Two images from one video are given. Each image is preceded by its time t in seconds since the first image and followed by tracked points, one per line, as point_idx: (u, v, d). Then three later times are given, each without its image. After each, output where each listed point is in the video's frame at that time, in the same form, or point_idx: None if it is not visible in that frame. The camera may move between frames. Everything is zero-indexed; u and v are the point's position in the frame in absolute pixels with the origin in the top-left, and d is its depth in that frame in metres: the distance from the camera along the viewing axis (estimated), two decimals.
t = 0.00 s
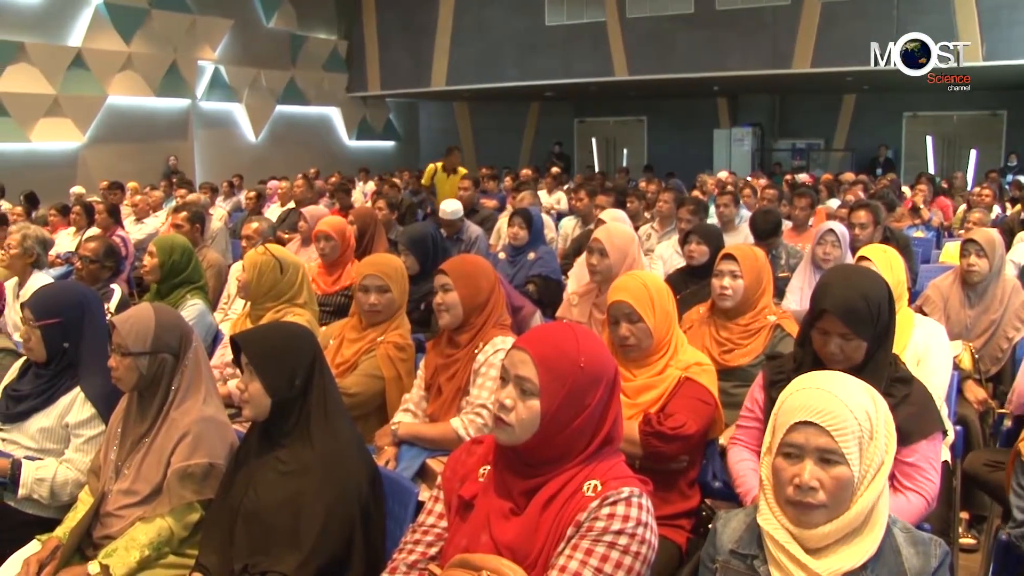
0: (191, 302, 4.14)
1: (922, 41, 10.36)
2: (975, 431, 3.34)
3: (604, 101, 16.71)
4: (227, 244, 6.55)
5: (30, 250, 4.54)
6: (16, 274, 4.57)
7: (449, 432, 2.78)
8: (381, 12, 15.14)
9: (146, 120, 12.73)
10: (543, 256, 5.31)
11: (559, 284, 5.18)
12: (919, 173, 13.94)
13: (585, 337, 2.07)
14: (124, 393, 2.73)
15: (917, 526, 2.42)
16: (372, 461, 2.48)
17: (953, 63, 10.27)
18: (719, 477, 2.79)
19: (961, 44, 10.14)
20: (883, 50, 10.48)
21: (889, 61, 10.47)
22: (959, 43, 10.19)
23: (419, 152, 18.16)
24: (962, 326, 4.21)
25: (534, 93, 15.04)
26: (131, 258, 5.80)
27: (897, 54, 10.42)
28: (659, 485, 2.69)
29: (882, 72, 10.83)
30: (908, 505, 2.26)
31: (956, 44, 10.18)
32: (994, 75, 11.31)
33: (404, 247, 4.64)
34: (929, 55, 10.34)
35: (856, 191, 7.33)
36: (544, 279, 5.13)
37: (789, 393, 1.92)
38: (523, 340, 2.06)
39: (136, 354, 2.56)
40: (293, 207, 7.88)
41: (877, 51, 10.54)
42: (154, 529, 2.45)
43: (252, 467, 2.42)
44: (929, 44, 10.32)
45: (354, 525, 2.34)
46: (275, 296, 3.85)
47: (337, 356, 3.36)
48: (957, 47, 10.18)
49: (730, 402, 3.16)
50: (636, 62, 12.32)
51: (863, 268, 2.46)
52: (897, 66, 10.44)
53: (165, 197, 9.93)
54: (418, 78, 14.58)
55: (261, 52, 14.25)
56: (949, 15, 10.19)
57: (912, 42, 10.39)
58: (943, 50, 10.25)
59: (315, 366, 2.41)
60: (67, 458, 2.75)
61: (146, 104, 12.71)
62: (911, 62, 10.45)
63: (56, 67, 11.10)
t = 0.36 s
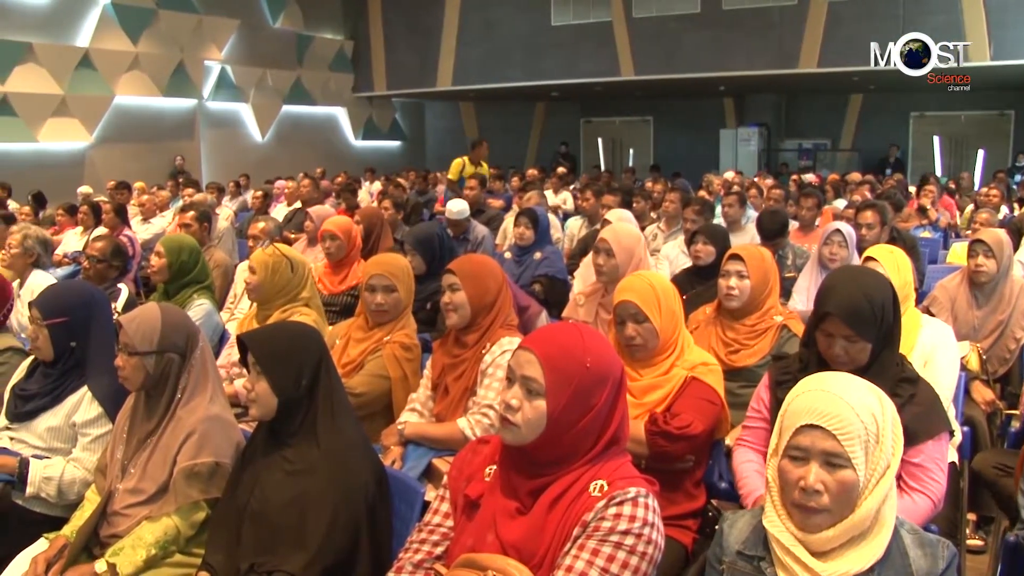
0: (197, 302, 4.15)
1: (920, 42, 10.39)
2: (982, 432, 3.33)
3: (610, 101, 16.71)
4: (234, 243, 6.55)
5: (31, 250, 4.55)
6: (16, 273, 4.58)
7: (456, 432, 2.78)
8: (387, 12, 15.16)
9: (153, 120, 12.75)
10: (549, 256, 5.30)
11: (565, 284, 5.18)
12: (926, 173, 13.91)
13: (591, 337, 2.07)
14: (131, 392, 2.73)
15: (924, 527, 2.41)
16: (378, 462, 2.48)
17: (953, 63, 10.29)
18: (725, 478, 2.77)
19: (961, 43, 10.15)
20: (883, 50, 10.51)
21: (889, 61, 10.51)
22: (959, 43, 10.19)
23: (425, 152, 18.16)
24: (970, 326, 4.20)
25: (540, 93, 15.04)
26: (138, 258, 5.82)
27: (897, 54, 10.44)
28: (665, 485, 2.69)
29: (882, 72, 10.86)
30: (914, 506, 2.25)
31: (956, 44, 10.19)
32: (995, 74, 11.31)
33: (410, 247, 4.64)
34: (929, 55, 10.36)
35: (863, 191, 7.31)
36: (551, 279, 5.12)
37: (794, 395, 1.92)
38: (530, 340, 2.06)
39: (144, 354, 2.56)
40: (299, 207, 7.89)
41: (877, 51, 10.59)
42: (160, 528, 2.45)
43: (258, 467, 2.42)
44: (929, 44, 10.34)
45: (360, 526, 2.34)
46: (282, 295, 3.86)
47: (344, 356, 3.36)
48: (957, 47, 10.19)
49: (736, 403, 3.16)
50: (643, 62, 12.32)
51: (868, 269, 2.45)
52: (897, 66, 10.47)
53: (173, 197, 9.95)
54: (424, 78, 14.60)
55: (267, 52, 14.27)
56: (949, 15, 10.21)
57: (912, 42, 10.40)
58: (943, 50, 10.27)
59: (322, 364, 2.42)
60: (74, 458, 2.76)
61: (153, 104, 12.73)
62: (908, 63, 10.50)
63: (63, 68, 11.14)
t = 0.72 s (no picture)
0: (208, 301, 4.16)
1: (920, 42, 10.42)
2: (996, 434, 3.31)
3: (621, 102, 16.72)
4: (246, 243, 6.56)
5: (36, 250, 4.57)
6: (21, 274, 4.60)
7: (467, 433, 2.78)
8: (397, 12, 15.19)
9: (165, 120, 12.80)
10: (559, 256, 5.29)
11: (576, 284, 5.18)
12: (939, 173, 13.85)
13: (601, 337, 2.07)
14: (143, 391, 2.74)
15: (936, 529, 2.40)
16: (389, 461, 2.49)
17: (954, 63, 10.30)
18: (736, 479, 2.76)
19: (961, 44, 10.17)
20: (883, 50, 10.54)
21: (890, 62, 10.54)
22: (958, 43, 10.23)
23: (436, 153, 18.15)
24: (983, 327, 4.18)
25: (551, 92, 15.01)
26: (150, 258, 5.84)
27: (897, 54, 10.48)
28: (676, 486, 2.68)
29: (883, 72, 10.90)
30: (927, 508, 2.24)
31: (957, 44, 10.21)
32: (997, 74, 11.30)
33: (421, 247, 4.64)
34: (930, 55, 10.38)
35: (875, 192, 7.29)
36: (562, 279, 5.12)
37: (800, 427, 1.85)
38: (540, 340, 2.06)
39: (155, 352, 2.57)
40: (310, 207, 7.91)
41: (877, 51, 10.61)
42: (171, 526, 2.46)
43: (270, 466, 2.43)
44: (929, 44, 10.38)
45: (370, 525, 2.34)
46: (294, 295, 3.87)
47: (354, 355, 3.37)
48: (958, 47, 10.20)
49: (747, 403, 3.15)
50: (653, 62, 12.30)
51: (877, 272, 2.43)
52: (897, 66, 10.51)
53: (184, 197, 9.98)
54: (435, 79, 14.62)
55: (278, 52, 14.31)
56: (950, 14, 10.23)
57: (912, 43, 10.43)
58: (943, 50, 10.30)
59: (333, 363, 2.42)
60: (87, 456, 2.77)
61: (164, 104, 12.78)
62: (909, 63, 10.54)
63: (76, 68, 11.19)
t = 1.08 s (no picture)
0: (224, 300, 4.18)
1: (920, 43, 10.46)
2: (1013, 437, 3.28)
3: (637, 101, 16.75)
4: (262, 242, 6.58)
5: (55, 250, 4.61)
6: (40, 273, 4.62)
7: (481, 432, 2.79)
8: (412, 13, 15.22)
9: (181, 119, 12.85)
10: (574, 256, 5.29)
11: (590, 284, 5.18)
12: (956, 173, 13.77)
13: (615, 337, 2.06)
14: (159, 389, 2.76)
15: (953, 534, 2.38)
16: (403, 460, 2.49)
17: (953, 63, 10.33)
18: (750, 480, 2.74)
19: (961, 44, 10.21)
20: (883, 50, 10.59)
21: (891, 61, 10.58)
22: (959, 43, 10.26)
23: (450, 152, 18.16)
24: (1001, 329, 4.15)
25: (566, 92, 14.98)
26: (167, 256, 5.86)
27: (897, 54, 10.52)
28: (691, 487, 2.68)
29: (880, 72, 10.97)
30: (946, 510, 2.22)
31: (956, 44, 10.24)
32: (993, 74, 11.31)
33: (436, 247, 4.65)
34: (928, 56, 10.43)
35: (891, 192, 7.25)
36: (576, 278, 5.12)
37: (816, 438, 1.83)
38: (554, 341, 2.06)
39: (170, 351, 2.58)
40: (326, 206, 7.93)
41: (877, 50, 10.65)
42: (186, 524, 2.48)
43: (285, 465, 2.44)
44: (929, 44, 10.42)
45: (385, 524, 2.34)
46: (310, 294, 3.88)
47: (369, 355, 3.38)
48: (957, 47, 10.23)
49: (762, 404, 3.14)
50: (668, 61, 12.28)
51: (895, 274, 2.40)
52: (898, 66, 10.55)
53: (201, 197, 10.04)
54: (450, 78, 14.64)
55: (294, 52, 14.36)
56: (949, 14, 10.26)
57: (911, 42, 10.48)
58: (943, 50, 10.34)
59: (348, 363, 2.43)
60: (104, 453, 2.79)
61: (181, 104, 12.83)
62: (913, 63, 10.57)
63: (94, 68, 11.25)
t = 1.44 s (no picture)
0: (243, 299, 4.20)
1: (923, 43, 10.46)
2: None
3: (655, 102, 16.74)
4: (279, 242, 6.60)
5: (75, 248, 4.63)
6: (60, 271, 4.65)
7: (499, 432, 2.79)
8: (430, 13, 15.25)
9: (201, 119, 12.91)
10: (592, 256, 5.28)
11: (608, 284, 5.17)
12: (977, 173, 13.65)
13: (633, 337, 2.06)
14: (178, 388, 2.77)
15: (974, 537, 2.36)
16: (421, 459, 2.50)
17: (957, 63, 10.32)
18: (769, 481, 2.72)
19: (964, 44, 10.21)
20: (886, 50, 10.60)
21: (895, 62, 10.56)
22: (962, 43, 10.25)
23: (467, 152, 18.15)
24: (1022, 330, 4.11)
25: (584, 92, 14.94)
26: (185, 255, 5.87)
27: (901, 54, 10.52)
28: (709, 487, 2.67)
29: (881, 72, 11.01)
30: (967, 513, 2.20)
31: (962, 45, 10.23)
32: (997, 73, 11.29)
33: (454, 247, 4.65)
34: (928, 57, 10.46)
35: (910, 193, 7.21)
36: (594, 279, 5.12)
37: (838, 428, 1.82)
38: (572, 341, 2.06)
39: (190, 350, 2.60)
40: (343, 206, 7.95)
41: (881, 50, 10.66)
42: (205, 522, 2.49)
43: (303, 464, 2.45)
44: (933, 45, 10.41)
45: (402, 524, 2.35)
46: (328, 292, 3.89)
47: (387, 354, 3.38)
48: (959, 47, 10.24)
49: (780, 405, 3.13)
50: (686, 61, 12.25)
51: (917, 275, 2.38)
52: (902, 66, 10.53)
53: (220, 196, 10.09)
54: (467, 78, 14.65)
55: (312, 53, 14.41)
56: (951, 14, 10.27)
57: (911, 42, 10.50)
58: (945, 50, 10.33)
59: (366, 363, 2.43)
60: (124, 450, 2.82)
61: (200, 104, 12.89)
62: (919, 64, 10.54)
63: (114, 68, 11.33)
